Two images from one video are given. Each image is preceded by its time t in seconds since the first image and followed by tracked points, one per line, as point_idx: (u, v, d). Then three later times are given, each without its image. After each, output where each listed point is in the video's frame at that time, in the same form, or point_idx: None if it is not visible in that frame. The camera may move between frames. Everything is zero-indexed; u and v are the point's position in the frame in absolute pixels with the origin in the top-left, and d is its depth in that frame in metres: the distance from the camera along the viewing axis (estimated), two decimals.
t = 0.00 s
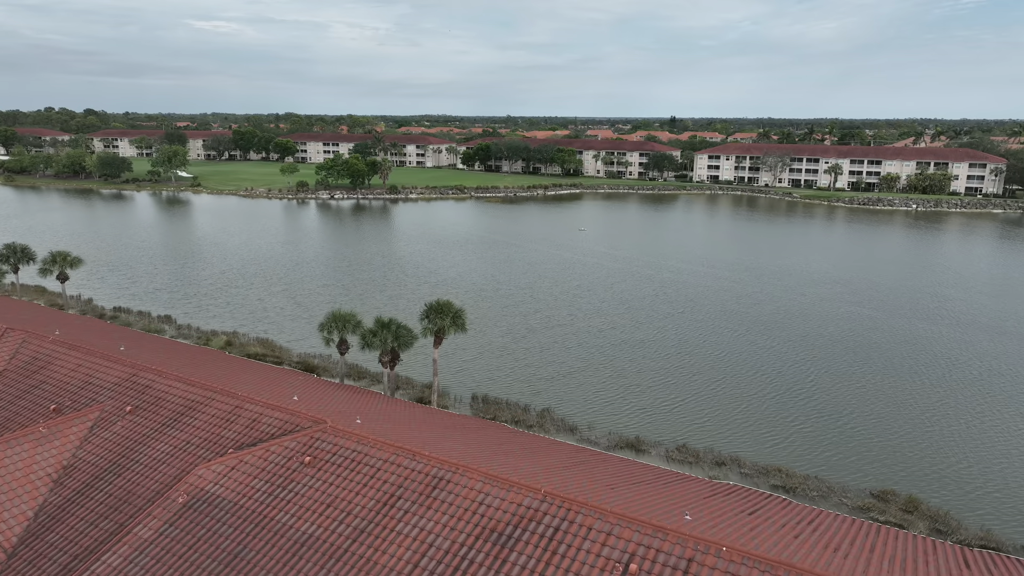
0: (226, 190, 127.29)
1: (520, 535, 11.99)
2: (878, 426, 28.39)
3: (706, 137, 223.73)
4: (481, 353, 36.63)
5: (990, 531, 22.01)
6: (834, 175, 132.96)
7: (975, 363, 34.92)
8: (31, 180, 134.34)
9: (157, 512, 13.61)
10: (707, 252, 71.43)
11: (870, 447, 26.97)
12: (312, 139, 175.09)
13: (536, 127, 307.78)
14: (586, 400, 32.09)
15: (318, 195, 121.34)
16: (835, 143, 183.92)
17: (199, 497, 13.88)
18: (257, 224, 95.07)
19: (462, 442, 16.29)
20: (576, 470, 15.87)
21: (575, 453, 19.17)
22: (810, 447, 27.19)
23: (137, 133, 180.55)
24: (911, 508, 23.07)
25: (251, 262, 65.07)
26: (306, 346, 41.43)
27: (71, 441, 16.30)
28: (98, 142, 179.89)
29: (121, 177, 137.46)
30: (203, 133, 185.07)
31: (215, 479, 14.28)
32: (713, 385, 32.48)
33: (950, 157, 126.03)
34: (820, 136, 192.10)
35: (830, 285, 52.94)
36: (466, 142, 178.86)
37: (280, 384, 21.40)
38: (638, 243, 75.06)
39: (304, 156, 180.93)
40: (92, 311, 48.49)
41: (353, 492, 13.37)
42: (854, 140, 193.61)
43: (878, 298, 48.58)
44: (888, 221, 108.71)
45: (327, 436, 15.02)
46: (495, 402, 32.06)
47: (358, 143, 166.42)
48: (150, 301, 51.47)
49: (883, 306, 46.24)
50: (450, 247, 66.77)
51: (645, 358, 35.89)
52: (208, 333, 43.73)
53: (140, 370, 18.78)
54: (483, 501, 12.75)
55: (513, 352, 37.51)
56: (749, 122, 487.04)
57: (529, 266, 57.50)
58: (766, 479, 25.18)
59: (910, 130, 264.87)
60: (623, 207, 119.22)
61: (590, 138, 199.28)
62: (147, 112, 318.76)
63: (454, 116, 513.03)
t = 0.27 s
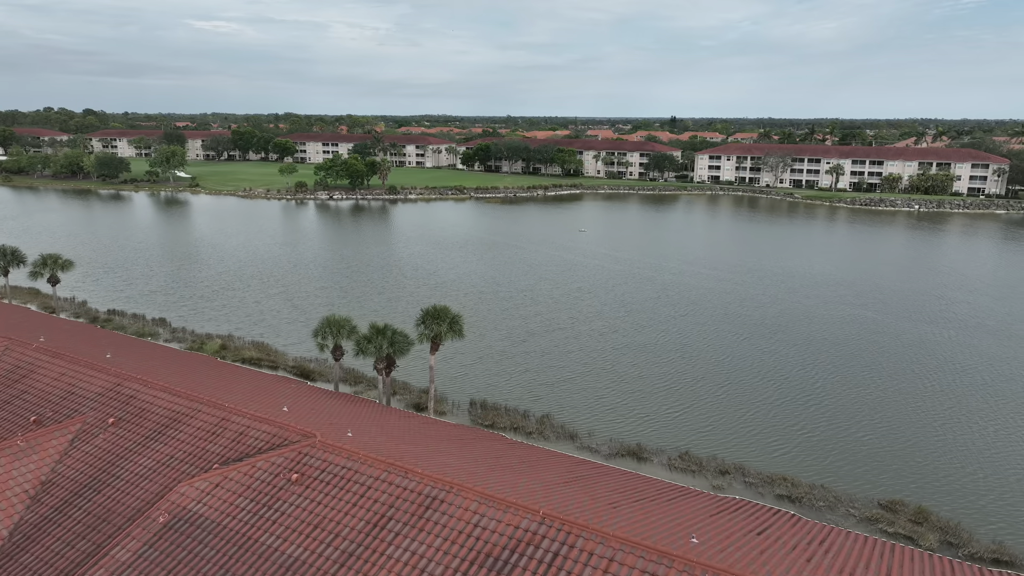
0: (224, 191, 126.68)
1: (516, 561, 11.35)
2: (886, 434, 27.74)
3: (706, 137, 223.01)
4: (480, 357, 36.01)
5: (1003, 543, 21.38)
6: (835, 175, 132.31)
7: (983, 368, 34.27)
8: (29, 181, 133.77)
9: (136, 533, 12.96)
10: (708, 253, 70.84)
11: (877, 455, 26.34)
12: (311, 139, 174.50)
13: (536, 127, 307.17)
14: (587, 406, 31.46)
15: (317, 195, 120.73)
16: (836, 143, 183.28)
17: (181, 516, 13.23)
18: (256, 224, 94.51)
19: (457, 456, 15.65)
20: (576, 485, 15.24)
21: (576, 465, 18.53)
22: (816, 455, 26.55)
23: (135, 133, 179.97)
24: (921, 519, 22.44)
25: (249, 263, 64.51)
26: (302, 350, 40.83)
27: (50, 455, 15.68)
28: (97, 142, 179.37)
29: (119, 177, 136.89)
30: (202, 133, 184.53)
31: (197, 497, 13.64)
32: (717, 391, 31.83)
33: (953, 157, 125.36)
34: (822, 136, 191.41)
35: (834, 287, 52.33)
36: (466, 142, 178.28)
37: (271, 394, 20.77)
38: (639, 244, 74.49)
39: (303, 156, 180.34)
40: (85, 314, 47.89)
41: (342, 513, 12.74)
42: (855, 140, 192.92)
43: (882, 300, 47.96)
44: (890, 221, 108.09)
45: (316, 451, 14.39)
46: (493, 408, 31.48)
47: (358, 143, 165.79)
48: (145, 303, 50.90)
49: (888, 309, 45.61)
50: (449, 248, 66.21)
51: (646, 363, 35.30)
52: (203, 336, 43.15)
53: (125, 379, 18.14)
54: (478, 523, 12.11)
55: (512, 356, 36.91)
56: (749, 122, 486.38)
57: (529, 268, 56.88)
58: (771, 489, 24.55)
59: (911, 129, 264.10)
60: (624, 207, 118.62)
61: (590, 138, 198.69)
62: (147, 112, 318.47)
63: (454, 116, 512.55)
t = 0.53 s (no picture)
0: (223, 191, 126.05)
1: None
2: (894, 442, 27.10)
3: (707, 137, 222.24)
4: (479, 362, 35.37)
5: (1016, 557, 20.74)
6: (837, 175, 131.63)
7: (991, 373, 33.59)
8: (27, 181, 133.19)
9: (113, 555, 12.29)
10: (710, 255, 70.20)
11: (886, 464, 25.68)
12: (310, 139, 173.87)
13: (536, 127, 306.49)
14: (588, 413, 30.82)
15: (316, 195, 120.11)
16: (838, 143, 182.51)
17: (161, 538, 12.55)
18: (254, 225, 93.87)
19: (452, 472, 15.00)
20: (576, 503, 14.58)
21: (577, 478, 17.88)
22: (822, 464, 25.91)
23: (134, 133, 179.34)
24: (932, 531, 21.78)
25: (245, 265, 63.90)
26: (298, 354, 40.21)
27: (28, 470, 15.02)
28: (95, 142, 178.77)
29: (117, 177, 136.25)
30: (201, 134, 183.95)
31: (179, 516, 12.98)
32: (720, 397, 31.17)
33: (955, 157, 124.67)
34: (823, 137, 190.65)
35: (837, 289, 51.70)
36: (466, 142, 177.67)
37: (261, 404, 20.11)
38: (640, 245, 73.90)
39: (302, 156, 179.70)
40: (78, 316, 47.27)
41: (329, 535, 12.09)
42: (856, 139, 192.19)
43: (887, 303, 47.30)
44: (892, 222, 107.44)
45: (303, 468, 13.74)
46: (492, 414, 30.88)
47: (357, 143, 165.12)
48: (140, 305, 50.31)
49: (893, 311, 44.96)
50: (448, 249, 65.60)
51: (648, 367, 34.68)
52: (197, 340, 42.55)
53: (108, 390, 17.49)
54: (473, 547, 11.47)
55: (512, 360, 36.29)
56: (749, 122, 485.59)
57: (529, 270, 56.26)
58: (777, 498, 23.89)
59: (912, 129, 263.33)
60: (624, 208, 117.99)
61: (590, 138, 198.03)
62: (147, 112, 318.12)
63: (454, 116, 512.02)
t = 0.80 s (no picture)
0: (222, 192, 125.42)
1: None
2: (902, 451, 26.44)
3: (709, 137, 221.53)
4: (479, 367, 34.75)
5: None
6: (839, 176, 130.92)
7: (1000, 378, 32.95)
8: (25, 182, 132.61)
9: None
10: (712, 256, 69.65)
11: (894, 474, 25.02)
12: (310, 140, 173.25)
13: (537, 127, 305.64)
14: (589, 420, 30.19)
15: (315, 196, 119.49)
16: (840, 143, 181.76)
17: (139, 561, 11.89)
18: (253, 226, 93.24)
19: (446, 490, 14.37)
20: (576, 522, 13.94)
21: (577, 492, 17.21)
22: (830, 473, 25.27)
23: (134, 134, 178.83)
24: (943, 543, 21.12)
25: (243, 267, 63.24)
26: (294, 358, 39.61)
27: (5, 487, 14.37)
28: (95, 142, 178.21)
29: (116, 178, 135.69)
30: (201, 134, 183.36)
31: (158, 538, 12.32)
32: (724, 403, 30.55)
33: (958, 158, 123.92)
34: (826, 137, 189.84)
35: (842, 292, 51.01)
36: (467, 143, 177.04)
37: (251, 414, 19.47)
38: (642, 247, 73.24)
39: (302, 157, 179.08)
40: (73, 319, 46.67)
41: (316, 559, 11.46)
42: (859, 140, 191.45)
43: (892, 306, 46.71)
44: (895, 223, 106.72)
45: (291, 486, 13.10)
46: (490, 421, 30.27)
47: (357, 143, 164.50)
48: (135, 308, 49.71)
49: (898, 315, 44.31)
50: (448, 251, 65.02)
51: (650, 373, 34.05)
52: (193, 344, 41.94)
53: (92, 401, 16.85)
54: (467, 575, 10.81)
55: (512, 365, 35.67)
56: (750, 122, 484.66)
57: (530, 272, 55.67)
58: (783, 508, 23.24)
59: (914, 130, 262.51)
60: (625, 208, 117.30)
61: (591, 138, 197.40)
62: (147, 112, 317.80)
63: (455, 116, 511.54)
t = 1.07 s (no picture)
0: (222, 192, 124.84)
1: None
2: (912, 459, 25.79)
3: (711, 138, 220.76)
4: (478, 372, 34.12)
5: None
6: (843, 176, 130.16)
7: (1012, 384, 32.28)
8: (25, 182, 132.13)
9: None
10: (716, 258, 69.01)
11: (903, 484, 24.37)
12: (311, 140, 172.70)
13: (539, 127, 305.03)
14: (591, 426, 29.58)
15: (316, 197, 118.92)
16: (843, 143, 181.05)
17: None
18: (252, 227, 92.61)
19: (440, 508, 13.74)
20: (577, 544, 13.33)
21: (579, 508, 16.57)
22: (838, 482, 24.63)
23: (134, 134, 178.35)
24: (956, 556, 20.47)
25: (242, 269, 62.65)
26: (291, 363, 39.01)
27: None
28: (95, 142, 177.75)
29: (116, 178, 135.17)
30: (202, 134, 182.87)
31: (137, 560, 11.70)
32: (729, 410, 29.92)
33: (963, 158, 123.11)
34: (829, 136, 188.92)
35: (848, 295, 50.30)
36: (468, 143, 176.37)
37: (242, 422, 18.84)
38: (644, 248, 72.64)
39: (303, 156, 178.51)
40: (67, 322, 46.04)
41: None
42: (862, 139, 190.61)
43: (899, 309, 46.04)
44: (899, 224, 105.98)
45: (278, 506, 12.48)
46: (490, 427, 29.64)
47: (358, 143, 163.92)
48: (132, 311, 49.08)
49: (905, 318, 43.58)
50: (449, 252, 64.43)
51: (653, 378, 33.41)
52: (189, 347, 41.29)
53: (74, 412, 16.23)
54: None
55: (512, 370, 35.05)
56: (752, 122, 483.59)
57: (532, 274, 55.05)
58: (789, 519, 22.59)
59: (918, 130, 261.42)
60: (627, 209, 116.61)
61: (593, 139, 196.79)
62: (149, 112, 317.46)
63: (457, 116, 510.94)
